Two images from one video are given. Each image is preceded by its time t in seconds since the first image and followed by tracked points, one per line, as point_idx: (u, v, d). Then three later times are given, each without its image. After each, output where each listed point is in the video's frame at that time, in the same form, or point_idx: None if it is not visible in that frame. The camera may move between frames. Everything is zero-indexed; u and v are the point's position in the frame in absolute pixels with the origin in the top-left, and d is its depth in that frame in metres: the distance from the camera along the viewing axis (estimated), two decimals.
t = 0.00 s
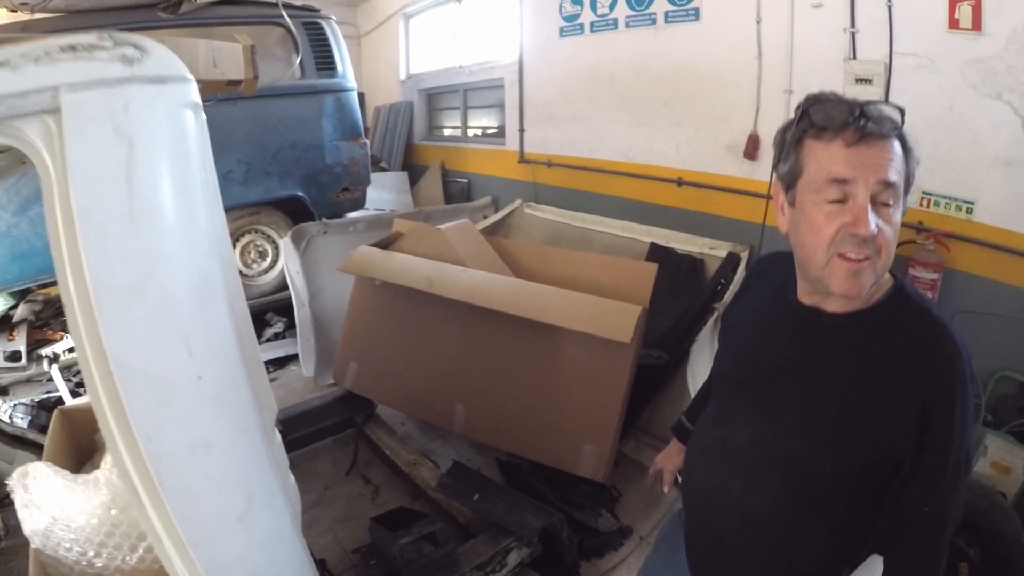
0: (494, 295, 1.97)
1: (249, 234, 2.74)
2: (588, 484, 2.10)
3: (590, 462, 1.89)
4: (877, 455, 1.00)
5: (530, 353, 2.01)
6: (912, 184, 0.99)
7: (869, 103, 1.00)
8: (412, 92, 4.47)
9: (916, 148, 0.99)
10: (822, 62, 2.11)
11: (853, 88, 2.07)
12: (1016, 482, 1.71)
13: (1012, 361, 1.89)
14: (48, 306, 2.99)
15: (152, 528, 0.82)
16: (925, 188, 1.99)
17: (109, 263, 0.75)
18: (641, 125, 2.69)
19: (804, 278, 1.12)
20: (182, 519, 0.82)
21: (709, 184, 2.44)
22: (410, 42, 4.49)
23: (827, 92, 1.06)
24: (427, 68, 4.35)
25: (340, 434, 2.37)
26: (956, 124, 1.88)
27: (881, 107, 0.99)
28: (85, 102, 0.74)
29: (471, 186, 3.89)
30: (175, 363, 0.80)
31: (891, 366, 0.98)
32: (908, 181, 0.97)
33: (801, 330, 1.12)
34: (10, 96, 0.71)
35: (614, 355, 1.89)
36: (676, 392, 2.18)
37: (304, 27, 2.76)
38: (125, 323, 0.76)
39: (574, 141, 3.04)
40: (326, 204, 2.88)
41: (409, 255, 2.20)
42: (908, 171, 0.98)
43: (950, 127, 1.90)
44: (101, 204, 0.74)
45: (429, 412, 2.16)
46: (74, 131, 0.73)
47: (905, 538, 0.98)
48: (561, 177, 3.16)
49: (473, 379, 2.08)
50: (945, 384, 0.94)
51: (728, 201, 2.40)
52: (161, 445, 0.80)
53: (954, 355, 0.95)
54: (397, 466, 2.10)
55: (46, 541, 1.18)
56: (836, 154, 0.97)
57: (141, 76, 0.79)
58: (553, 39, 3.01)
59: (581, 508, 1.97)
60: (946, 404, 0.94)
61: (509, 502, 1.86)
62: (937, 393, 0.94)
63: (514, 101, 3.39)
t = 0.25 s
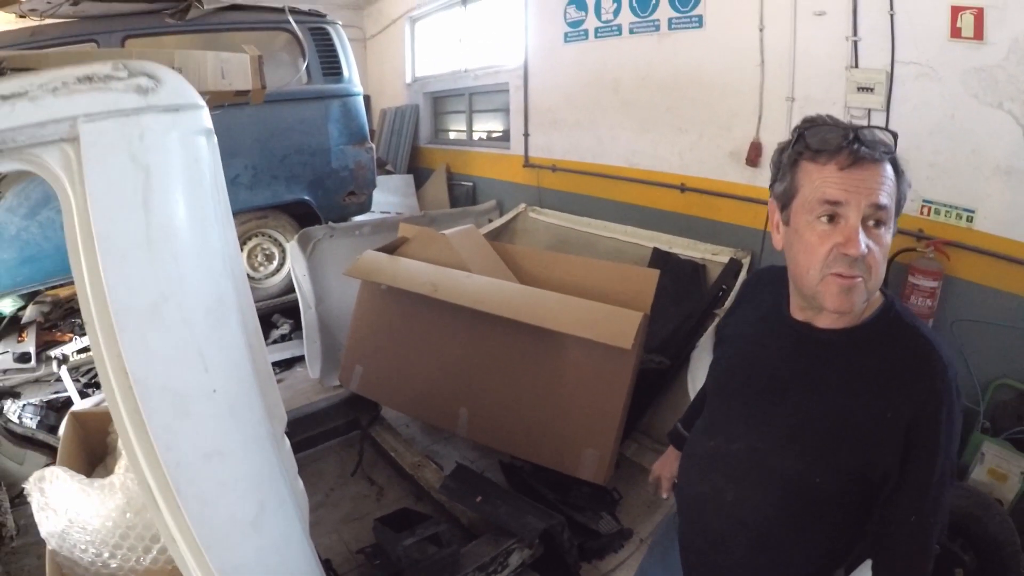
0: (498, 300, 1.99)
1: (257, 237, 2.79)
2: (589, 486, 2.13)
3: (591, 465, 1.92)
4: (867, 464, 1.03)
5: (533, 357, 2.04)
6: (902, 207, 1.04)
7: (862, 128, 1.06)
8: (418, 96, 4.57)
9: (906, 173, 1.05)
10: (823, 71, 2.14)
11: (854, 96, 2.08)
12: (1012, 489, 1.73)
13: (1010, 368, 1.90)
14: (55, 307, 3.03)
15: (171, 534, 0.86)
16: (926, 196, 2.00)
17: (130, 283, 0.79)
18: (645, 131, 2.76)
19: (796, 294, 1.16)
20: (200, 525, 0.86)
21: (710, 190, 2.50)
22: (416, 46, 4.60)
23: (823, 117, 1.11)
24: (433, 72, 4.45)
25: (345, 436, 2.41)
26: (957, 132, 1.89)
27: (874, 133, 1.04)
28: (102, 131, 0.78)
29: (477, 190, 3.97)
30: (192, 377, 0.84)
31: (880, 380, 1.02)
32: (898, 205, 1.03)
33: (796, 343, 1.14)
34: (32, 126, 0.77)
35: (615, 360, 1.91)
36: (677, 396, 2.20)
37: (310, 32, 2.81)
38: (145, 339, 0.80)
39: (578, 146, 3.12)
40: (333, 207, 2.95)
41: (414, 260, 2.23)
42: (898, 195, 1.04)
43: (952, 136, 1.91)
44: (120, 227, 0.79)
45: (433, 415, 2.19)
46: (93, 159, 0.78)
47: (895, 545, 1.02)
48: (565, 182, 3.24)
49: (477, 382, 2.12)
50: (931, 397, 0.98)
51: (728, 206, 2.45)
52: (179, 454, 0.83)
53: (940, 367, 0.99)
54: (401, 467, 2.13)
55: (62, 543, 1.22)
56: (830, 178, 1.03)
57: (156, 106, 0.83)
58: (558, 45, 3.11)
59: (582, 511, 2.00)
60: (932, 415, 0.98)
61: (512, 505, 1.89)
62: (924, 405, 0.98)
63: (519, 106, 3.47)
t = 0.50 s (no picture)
0: (498, 304, 2.02)
1: (261, 240, 2.86)
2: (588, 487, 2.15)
3: (590, 466, 1.95)
4: (856, 472, 1.06)
5: (533, 360, 2.07)
6: (894, 221, 1.06)
7: (859, 144, 1.07)
8: (420, 98, 4.63)
9: (900, 188, 1.07)
10: (822, 76, 2.17)
11: (853, 102, 2.10)
12: (1006, 493, 1.74)
13: (1006, 372, 1.92)
14: (59, 309, 3.06)
15: (181, 535, 0.90)
16: (923, 201, 2.01)
17: (144, 296, 0.83)
18: (645, 135, 2.79)
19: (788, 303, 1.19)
20: (209, 525, 0.90)
21: (710, 194, 2.54)
22: (418, 48, 4.66)
23: (821, 131, 1.13)
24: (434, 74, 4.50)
25: (347, 436, 2.44)
26: (955, 138, 1.91)
27: (869, 149, 1.06)
28: (115, 150, 0.83)
29: (478, 192, 4.02)
30: (202, 385, 0.88)
31: (868, 388, 1.04)
32: (890, 220, 1.05)
33: (788, 352, 1.16)
34: (48, 145, 0.81)
35: (614, 363, 1.94)
36: (675, 398, 2.22)
37: (313, 35, 2.87)
38: (158, 349, 0.85)
39: (579, 149, 3.16)
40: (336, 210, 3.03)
41: (416, 263, 2.26)
42: (892, 209, 1.06)
43: (950, 142, 1.92)
44: (132, 242, 0.83)
45: (434, 416, 2.22)
46: (106, 177, 0.82)
47: (880, 548, 1.05)
48: (565, 185, 3.29)
49: (476, 385, 2.15)
50: (917, 405, 1.01)
51: (728, 211, 2.48)
52: (191, 458, 0.88)
53: (924, 376, 1.02)
54: (404, 468, 2.16)
55: (73, 544, 1.24)
56: (824, 192, 1.05)
57: (166, 124, 0.87)
58: (560, 47, 3.14)
59: (582, 512, 2.02)
60: (918, 423, 1.00)
61: (512, 506, 1.91)
62: (912, 414, 1.01)
63: (520, 108, 3.52)
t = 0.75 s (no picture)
0: (503, 307, 2.04)
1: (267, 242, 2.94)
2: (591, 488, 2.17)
3: (594, 468, 1.97)
4: (857, 479, 1.08)
5: (538, 363, 2.09)
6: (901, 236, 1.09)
7: (869, 161, 1.10)
8: (424, 100, 4.69)
9: (906, 206, 1.10)
10: (824, 83, 2.20)
11: (855, 108, 2.12)
12: (1004, 495, 1.77)
13: (1004, 376, 1.95)
14: (64, 310, 3.11)
15: (203, 541, 0.91)
16: (923, 207, 2.04)
17: (168, 307, 0.86)
18: (648, 139, 2.85)
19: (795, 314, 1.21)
20: (231, 531, 0.92)
21: (713, 199, 2.59)
22: (422, 50, 4.73)
23: (832, 148, 1.16)
24: (439, 76, 4.56)
25: (352, 437, 2.46)
26: (955, 144, 1.93)
27: (878, 167, 1.09)
28: (138, 165, 0.85)
29: (481, 193, 4.08)
30: (224, 393, 0.91)
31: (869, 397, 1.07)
32: (897, 236, 1.08)
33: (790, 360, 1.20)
34: (71, 160, 0.82)
35: (619, 366, 1.96)
36: (678, 400, 2.24)
37: (317, 39, 3.02)
38: (182, 359, 0.87)
39: (583, 152, 3.22)
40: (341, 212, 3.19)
41: (422, 266, 2.29)
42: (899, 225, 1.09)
43: (951, 148, 1.94)
44: (156, 255, 0.85)
45: (440, 418, 2.24)
46: (129, 192, 0.84)
47: (879, 551, 1.07)
48: (569, 188, 3.36)
49: (481, 387, 2.17)
50: (916, 413, 1.03)
51: (733, 215, 2.54)
52: (213, 464, 0.90)
53: (921, 384, 1.05)
54: (410, 469, 2.18)
55: (90, 547, 1.27)
56: (835, 207, 1.07)
57: (187, 139, 0.89)
58: (564, 51, 3.22)
59: (585, 513, 2.05)
60: (917, 430, 1.03)
61: (518, 506, 1.93)
62: (910, 421, 1.04)
63: (524, 112, 3.59)
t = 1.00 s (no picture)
0: (508, 310, 2.06)
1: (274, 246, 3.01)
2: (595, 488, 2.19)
3: (598, 469, 1.99)
4: (858, 482, 1.11)
5: (542, 365, 2.11)
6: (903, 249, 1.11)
7: (873, 176, 1.13)
8: (427, 102, 4.71)
9: (908, 219, 1.12)
10: (826, 88, 2.23)
11: (857, 113, 2.14)
12: (1002, 496, 1.80)
13: (1004, 379, 1.98)
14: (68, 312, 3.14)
15: (222, 541, 0.95)
16: (923, 212, 2.07)
17: (192, 319, 0.88)
18: (652, 143, 2.88)
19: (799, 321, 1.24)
20: (251, 533, 0.95)
21: (715, 203, 2.62)
22: (425, 52, 4.75)
23: (837, 162, 1.19)
24: (442, 78, 4.59)
25: (358, 439, 2.48)
26: (955, 150, 1.96)
27: (882, 182, 1.11)
28: (161, 180, 0.86)
29: (485, 196, 4.11)
30: (245, 401, 0.93)
31: (870, 401, 1.09)
32: (898, 249, 1.10)
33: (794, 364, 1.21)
34: (95, 174, 0.84)
35: (623, 368, 1.98)
36: (681, 402, 2.26)
37: (321, 42, 3.13)
38: (206, 370, 0.90)
39: (587, 156, 3.25)
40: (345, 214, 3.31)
41: (428, 269, 2.31)
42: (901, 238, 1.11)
43: (951, 154, 1.97)
44: (179, 268, 0.87)
45: (445, 420, 2.27)
46: (153, 206, 0.86)
47: (879, 551, 1.10)
48: (573, 191, 3.39)
49: (485, 389, 2.20)
50: (916, 417, 1.06)
51: (734, 219, 2.57)
52: (236, 470, 0.93)
53: (923, 391, 1.07)
54: (416, 470, 2.20)
55: (107, 550, 1.29)
56: (839, 220, 1.10)
57: (210, 154, 0.91)
58: (567, 55, 3.24)
59: (590, 513, 2.06)
60: (917, 434, 1.05)
61: (524, 507, 1.96)
62: (913, 427, 1.06)
63: (528, 115, 3.62)
